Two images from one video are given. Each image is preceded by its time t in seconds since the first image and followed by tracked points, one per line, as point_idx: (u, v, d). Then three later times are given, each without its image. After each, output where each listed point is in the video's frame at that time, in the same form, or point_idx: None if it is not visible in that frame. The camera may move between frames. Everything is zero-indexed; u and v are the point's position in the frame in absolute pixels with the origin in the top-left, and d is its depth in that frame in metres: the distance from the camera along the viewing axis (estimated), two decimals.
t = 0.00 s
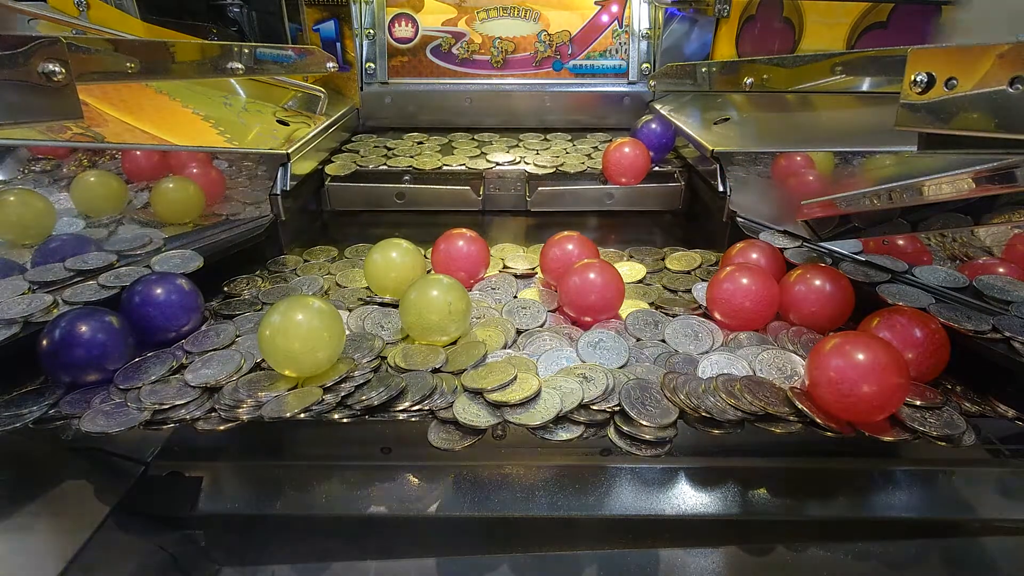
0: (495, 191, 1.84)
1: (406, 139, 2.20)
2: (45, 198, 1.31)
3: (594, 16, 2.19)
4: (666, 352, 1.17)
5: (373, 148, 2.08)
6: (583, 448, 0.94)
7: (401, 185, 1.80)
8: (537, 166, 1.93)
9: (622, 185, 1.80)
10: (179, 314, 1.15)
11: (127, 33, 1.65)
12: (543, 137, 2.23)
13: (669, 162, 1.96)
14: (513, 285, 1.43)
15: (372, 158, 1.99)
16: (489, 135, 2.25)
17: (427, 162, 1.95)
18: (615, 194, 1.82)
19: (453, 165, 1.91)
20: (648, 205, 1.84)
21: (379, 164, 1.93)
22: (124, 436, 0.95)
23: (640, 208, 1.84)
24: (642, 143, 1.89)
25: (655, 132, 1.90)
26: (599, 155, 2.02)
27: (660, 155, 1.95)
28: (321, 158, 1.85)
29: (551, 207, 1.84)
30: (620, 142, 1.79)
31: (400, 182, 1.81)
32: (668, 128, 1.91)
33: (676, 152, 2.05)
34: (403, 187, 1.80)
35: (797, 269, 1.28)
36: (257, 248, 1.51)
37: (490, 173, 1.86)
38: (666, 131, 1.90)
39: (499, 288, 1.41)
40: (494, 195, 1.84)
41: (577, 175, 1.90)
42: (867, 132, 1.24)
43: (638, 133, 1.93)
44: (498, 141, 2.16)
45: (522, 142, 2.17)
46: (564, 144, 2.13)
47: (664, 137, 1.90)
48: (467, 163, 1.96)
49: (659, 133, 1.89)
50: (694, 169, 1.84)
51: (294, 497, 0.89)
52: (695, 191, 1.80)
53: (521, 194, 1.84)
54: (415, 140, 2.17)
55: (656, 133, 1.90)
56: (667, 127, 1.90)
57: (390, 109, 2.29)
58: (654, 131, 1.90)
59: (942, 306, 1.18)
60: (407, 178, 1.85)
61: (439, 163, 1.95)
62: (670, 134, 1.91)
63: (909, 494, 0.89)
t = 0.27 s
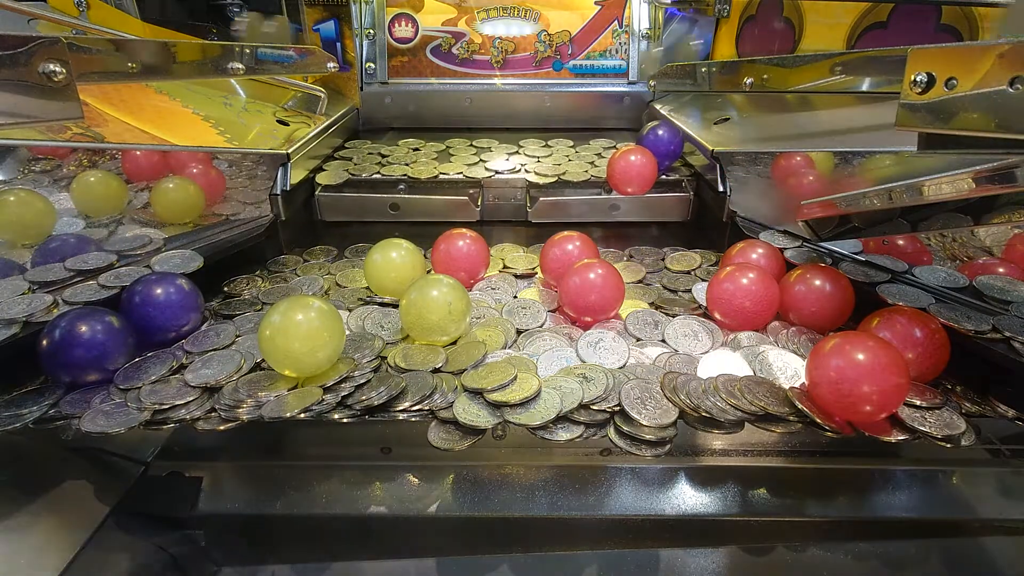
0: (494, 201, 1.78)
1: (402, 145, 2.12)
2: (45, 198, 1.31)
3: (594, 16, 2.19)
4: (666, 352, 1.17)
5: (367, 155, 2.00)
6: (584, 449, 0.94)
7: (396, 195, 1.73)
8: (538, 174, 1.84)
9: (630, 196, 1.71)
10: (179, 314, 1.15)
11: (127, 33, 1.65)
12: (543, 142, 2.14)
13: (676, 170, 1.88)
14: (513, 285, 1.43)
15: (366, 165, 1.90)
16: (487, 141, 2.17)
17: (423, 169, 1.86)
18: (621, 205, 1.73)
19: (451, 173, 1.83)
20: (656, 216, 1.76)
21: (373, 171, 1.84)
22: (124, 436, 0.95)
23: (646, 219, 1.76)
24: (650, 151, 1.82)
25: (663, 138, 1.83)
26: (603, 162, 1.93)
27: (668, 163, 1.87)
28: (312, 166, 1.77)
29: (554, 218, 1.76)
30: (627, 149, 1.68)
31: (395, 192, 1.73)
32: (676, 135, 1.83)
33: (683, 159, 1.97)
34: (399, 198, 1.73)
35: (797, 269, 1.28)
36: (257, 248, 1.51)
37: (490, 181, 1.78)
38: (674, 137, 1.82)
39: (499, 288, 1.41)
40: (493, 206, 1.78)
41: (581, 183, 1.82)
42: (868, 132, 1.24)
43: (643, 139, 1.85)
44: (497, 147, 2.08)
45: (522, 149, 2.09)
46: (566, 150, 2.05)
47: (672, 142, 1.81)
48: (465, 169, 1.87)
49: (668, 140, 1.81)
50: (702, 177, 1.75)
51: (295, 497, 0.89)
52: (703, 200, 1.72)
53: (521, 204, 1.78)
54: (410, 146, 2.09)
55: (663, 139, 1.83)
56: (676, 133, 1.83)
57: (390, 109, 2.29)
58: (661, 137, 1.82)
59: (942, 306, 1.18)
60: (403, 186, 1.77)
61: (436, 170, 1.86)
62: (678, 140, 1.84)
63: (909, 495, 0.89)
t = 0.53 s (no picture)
0: (494, 212, 1.70)
1: (396, 153, 2.03)
2: (45, 198, 1.31)
3: (594, 16, 2.19)
4: (665, 352, 1.17)
5: (360, 163, 1.92)
6: (584, 449, 0.94)
7: (389, 206, 1.66)
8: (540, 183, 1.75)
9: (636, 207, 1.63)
10: (179, 314, 1.15)
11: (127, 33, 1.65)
12: (543, 149, 2.07)
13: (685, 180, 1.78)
14: (513, 285, 1.43)
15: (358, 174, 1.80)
16: (485, 148, 2.07)
17: (418, 178, 1.76)
18: (628, 216, 1.66)
19: (447, 182, 1.72)
20: (664, 227, 1.69)
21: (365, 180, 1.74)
22: (124, 436, 0.95)
23: (652, 231, 1.69)
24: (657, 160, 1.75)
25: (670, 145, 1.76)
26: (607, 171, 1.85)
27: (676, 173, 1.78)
28: (302, 176, 1.67)
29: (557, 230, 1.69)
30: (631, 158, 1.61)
31: (389, 203, 1.67)
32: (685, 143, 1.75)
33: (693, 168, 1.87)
34: (392, 209, 1.66)
35: (797, 269, 1.28)
36: (257, 248, 1.51)
37: (490, 190, 1.69)
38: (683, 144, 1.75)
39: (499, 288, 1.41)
40: (493, 217, 1.70)
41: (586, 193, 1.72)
42: (868, 132, 1.24)
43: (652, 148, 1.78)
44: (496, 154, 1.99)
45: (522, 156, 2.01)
46: (568, 158, 1.97)
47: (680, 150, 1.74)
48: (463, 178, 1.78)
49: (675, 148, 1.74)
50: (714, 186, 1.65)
51: (296, 497, 0.89)
52: (715, 211, 1.62)
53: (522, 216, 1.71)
54: (405, 154, 2.00)
55: (671, 147, 1.76)
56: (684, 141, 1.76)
57: (390, 109, 2.29)
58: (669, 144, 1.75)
59: (943, 306, 1.18)
60: (396, 197, 1.68)
61: (431, 179, 1.76)
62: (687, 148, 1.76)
63: (909, 495, 0.90)
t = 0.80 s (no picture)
0: (492, 223, 1.66)
1: (392, 159, 2.01)
2: (45, 198, 1.31)
3: (594, 16, 2.19)
4: (666, 352, 1.17)
5: (354, 171, 1.87)
6: (584, 449, 0.95)
7: (384, 216, 1.60)
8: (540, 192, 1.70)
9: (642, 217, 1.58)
10: (179, 314, 1.15)
11: (128, 33, 1.65)
12: (544, 155, 2.02)
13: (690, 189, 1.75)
14: (513, 285, 1.43)
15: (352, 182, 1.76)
16: (484, 154, 2.03)
17: (414, 188, 1.72)
18: (633, 227, 1.61)
19: (444, 192, 1.69)
20: (669, 239, 1.64)
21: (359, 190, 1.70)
22: (124, 436, 0.95)
23: (658, 241, 1.64)
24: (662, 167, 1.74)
25: (676, 152, 1.78)
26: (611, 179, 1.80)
27: (683, 180, 1.80)
28: (296, 184, 1.64)
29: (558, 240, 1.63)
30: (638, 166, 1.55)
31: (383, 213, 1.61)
32: (692, 150, 1.77)
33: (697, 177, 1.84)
34: (387, 220, 1.60)
35: (797, 269, 1.28)
36: (258, 248, 1.51)
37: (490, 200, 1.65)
38: (689, 152, 1.77)
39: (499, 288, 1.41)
40: (490, 227, 1.66)
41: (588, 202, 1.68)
42: (868, 132, 1.24)
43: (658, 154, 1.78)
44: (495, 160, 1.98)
45: (522, 162, 1.96)
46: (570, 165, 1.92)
47: (687, 158, 1.75)
48: (461, 187, 1.74)
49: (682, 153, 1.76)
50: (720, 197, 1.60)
51: (297, 497, 0.89)
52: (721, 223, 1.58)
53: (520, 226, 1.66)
54: (402, 160, 1.98)
55: (676, 156, 1.77)
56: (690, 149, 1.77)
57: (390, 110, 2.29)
58: (675, 151, 1.77)
59: (943, 306, 1.18)
60: (392, 207, 1.64)
61: (428, 188, 1.72)
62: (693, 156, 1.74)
63: (909, 494, 0.90)
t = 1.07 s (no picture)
0: (491, 227, 1.65)
1: (390, 162, 1.98)
2: (45, 198, 1.31)
3: (594, 16, 2.19)
4: (665, 352, 1.17)
5: (351, 174, 1.84)
6: (584, 448, 0.94)
7: (383, 222, 1.60)
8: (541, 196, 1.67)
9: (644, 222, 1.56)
10: (179, 314, 1.15)
11: (128, 33, 1.65)
12: (544, 159, 2.00)
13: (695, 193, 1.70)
14: (513, 285, 1.43)
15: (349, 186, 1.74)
16: (484, 157, 2.02)
17: (411, 191, 1.69)
18: (634, 233, 1.60)
19: (444, 196, 1.64)
20: (670, 245, 1.63)
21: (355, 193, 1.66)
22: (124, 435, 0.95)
23: (660, 247, 1.63)
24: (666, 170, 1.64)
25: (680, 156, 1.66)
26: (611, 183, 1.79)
27: (688, 184, 1.70)
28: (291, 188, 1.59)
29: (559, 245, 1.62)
30: (640, 170, 1.52)
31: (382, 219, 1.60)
32: (697, 153, 1.66)
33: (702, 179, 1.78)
34: (386, 225, 1.59)
35: (797, 269, 1.28)
36: (261, 248, 1.52)
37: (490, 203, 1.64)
38: (693, 154, 1.65)
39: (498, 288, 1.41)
40: (488, 231, 1.65)
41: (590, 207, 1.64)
42: (868, 132, 1.24)
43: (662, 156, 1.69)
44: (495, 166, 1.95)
45: (522, 166, 1.95)
46: (572, 169, 1.91)
47: (691, 162, 1.64)
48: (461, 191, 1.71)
49: (686, 158, 1.64)
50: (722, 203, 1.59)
51: (296, 497, 0.89)
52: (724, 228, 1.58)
53: (521, 231, 1.65)
54: (399, 164, 1.94)
55: (682, 158, 1.66)
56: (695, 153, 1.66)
57: (390, 110, 2.29)
58: (679, 155, 1.65)
59: (943, 306, 1.18)
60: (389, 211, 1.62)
61: (425, 191, 1.68)
62: (700, 159, 1.66)
63: (909, 494, 0.90)
